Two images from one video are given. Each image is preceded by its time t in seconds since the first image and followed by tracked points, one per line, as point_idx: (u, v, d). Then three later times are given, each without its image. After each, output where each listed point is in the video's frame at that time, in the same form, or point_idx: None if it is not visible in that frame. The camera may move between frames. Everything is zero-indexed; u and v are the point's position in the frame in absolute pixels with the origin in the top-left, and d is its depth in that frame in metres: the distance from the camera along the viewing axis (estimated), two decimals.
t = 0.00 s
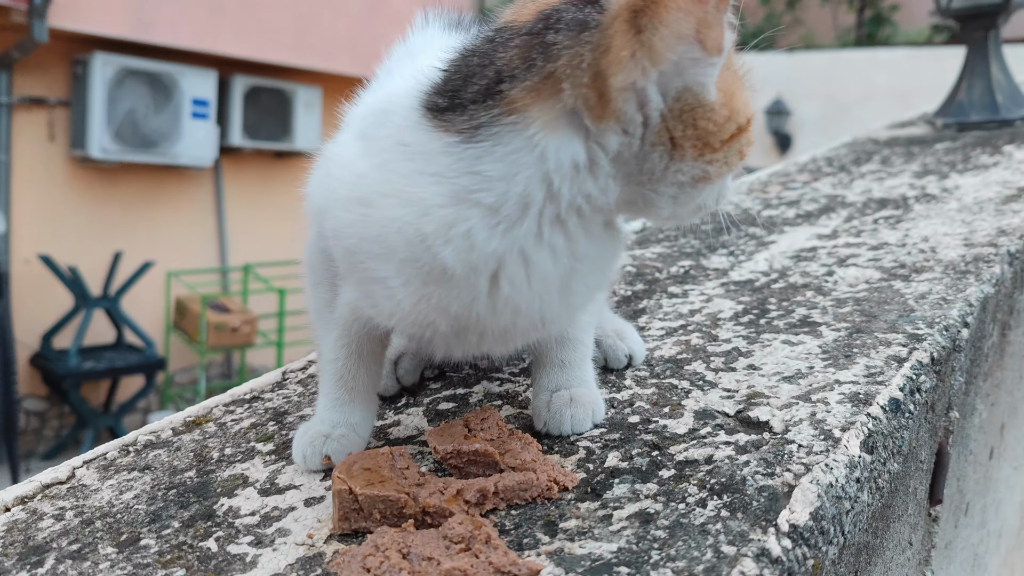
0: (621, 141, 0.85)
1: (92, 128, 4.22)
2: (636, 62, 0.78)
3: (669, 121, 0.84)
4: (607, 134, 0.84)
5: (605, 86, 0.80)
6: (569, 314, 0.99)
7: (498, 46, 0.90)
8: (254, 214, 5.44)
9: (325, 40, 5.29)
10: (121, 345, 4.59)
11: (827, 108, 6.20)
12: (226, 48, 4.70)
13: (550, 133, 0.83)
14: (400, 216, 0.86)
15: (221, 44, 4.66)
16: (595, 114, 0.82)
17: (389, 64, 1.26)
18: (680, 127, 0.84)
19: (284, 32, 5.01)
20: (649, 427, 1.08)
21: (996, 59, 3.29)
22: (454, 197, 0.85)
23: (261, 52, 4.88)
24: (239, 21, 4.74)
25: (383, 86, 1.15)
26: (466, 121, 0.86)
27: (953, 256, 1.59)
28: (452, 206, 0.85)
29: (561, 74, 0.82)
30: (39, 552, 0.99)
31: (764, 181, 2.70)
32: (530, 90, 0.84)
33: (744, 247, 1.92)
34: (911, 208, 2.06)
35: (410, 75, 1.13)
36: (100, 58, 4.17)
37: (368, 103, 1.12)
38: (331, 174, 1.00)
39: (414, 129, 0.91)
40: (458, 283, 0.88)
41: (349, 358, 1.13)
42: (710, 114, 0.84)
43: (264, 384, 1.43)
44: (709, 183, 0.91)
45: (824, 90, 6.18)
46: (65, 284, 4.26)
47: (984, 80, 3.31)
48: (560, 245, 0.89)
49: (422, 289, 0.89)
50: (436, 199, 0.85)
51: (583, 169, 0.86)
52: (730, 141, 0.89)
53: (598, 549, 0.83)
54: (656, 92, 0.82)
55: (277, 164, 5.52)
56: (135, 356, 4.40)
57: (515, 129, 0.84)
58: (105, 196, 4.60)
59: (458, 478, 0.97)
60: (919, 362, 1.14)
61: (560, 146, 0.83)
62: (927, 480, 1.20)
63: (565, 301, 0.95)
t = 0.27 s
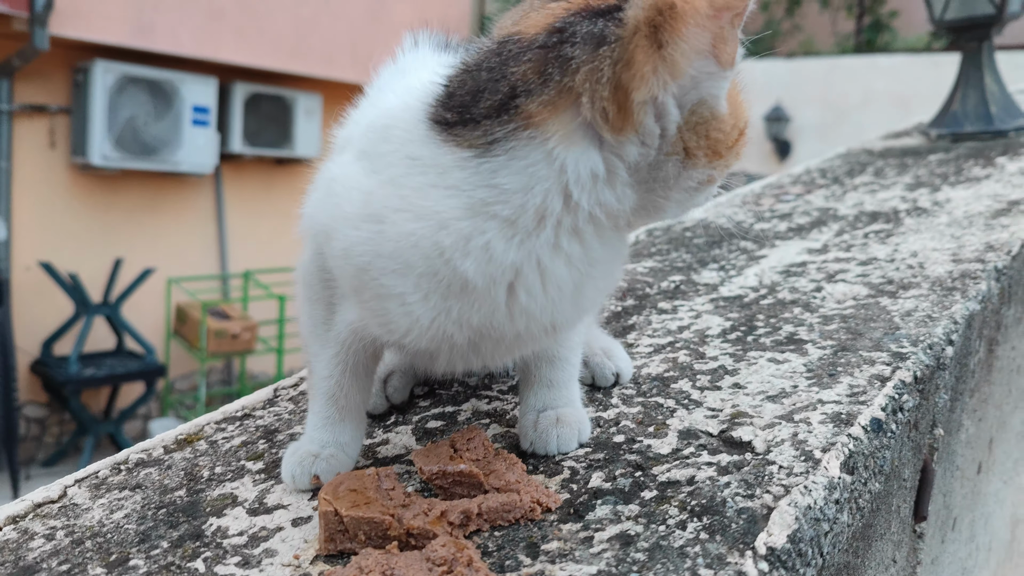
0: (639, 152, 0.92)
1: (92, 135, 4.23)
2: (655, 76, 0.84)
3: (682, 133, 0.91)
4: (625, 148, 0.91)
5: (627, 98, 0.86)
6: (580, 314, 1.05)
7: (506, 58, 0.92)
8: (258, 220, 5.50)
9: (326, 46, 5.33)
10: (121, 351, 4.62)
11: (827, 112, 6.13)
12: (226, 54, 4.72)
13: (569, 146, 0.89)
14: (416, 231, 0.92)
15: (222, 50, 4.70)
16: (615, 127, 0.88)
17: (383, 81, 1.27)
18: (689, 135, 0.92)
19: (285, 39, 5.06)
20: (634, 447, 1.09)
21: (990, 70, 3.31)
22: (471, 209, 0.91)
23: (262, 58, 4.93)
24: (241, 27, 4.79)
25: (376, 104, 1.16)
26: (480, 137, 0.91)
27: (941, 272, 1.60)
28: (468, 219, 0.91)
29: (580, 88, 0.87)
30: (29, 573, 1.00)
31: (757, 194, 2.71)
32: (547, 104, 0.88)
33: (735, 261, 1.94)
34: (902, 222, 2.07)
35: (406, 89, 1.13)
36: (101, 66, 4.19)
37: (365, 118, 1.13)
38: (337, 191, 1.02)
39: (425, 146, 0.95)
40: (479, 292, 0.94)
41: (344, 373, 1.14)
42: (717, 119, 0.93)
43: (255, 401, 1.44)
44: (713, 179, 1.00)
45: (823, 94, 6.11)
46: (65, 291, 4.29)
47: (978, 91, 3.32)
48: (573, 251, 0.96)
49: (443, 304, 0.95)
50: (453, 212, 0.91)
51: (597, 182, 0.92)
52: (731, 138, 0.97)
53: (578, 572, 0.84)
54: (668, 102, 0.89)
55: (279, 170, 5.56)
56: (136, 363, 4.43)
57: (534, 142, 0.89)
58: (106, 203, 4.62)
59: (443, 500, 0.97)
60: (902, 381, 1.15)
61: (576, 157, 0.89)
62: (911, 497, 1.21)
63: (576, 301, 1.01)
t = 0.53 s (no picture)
0: (630, 157, 0.94)
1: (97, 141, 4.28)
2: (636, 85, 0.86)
3: (672, 142, 0.93)
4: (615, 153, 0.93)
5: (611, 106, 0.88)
6: (580, 321, 1.05)
7: (504, 67, 0.96)
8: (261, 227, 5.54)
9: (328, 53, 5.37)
10: (124, 357, 4.65)
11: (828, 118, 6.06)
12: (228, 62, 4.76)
13: (563, 152, 0.91)
14: (419, 241, 0.92)
15: (224, 57, 4.74)
16: (604, 132, 0.90)
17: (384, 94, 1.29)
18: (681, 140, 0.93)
19: (287, 47, 5.09)
20: (616, 466, 1.11)
21: (984, 83, 3.33)
22: (472, 220, 0.92)
23: (264, 65, 4.97)
24: (243, 34, 4.83)
25: (373, 118, 1.18)
26: (478, 145, 0.94)
27: (926, 290, 1.62)
28: (472, 228, 0.92)
29: (570, 92, 0.89)
30: None
31: (751, 207, 2.73)
32: (540, 110, 0.91)
33: (725, 276, 1.96)
34: (891, 238, 2.09)
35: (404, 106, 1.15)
36: (105, 71, 4.25)
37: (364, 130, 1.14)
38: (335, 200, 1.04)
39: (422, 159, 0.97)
40: (484, 300, 0.94)
41: (336, 394, 1.16)
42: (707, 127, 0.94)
43: (249, 417, 1.47)
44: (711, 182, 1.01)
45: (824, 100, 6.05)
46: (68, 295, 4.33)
47: (972, 104, 3.34)
48: (574, 257, 0.97)
49: (447, 313, 0.95)
50: (455, 222, 0.92)
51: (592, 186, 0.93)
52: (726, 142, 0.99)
53: None
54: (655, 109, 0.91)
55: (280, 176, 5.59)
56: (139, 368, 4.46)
57: (530, 148, 0.91)
58: (109, 209, 4.66)
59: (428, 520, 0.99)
60: (881, 402, 1.17)
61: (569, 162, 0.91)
62: (891, 515, 1.23)
63: (576, 309, 1.02)
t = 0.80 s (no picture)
0: (606, 173, 0.98)
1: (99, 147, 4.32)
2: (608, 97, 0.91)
3: (645, 159, 0.97)
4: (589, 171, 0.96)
5: (586, 119, 0.93)
6: (569, 330, 1.08)
7: (487, 87, 1.01)
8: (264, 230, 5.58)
9: (331, 59, 5.41)
10: (126, 361, 4.69)
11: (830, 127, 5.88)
12: (232, 68, 4.81)
13: (543, 167, 0.95)
14: (409, 255, 0.95)
15: (228, 63, 4.79)
16: (581, 147, 0.94)
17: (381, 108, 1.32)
18: (656, 153, 0.97)
19: (290, 53, 5.14)
20: (606, 471, 1.14)
21: (979, 92, 3.36)
22: (460, 232, 0.95)
23: (267, 71, 5.02)
24: (247, 40, 4.88)
25: (370, 132, 1.21)
26: (462, 162, 0.97)
27: (915, 299, 1.65)
28: (458, 241, 0.95)
29: (548, 109, 0.94)
30: None
31: (747, 216, 2.76)
32: (522, 127, 0.95)
33: (719, 285, 1.99)
34: (883, 247, 2.12)
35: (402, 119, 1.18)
36: (109, 77, 4.30)
37: (362, 143, 1.18)
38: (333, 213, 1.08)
39: (415, 173, 1.01)
40: (473, 310, 0.97)
41: (334, 399, 1.19)
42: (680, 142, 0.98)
43: (248, 422, 1.50)
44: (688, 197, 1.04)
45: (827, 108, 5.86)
46: (71, 299, 4.36)
47: (968, 113, 3.37)
48: (559, 270, 1.00)
49: (438, 324, 0.98)
50: (443, 236, 0.95)
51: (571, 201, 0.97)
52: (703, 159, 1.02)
53: None
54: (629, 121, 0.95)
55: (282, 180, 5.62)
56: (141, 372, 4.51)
57: (512, 163, 0.95)
58: (113, 213, 4.71)
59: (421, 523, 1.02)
60: (865, 409, 1.20)
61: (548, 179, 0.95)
62: (876, 521, 1.26)
63: (563, 319, 1.05)
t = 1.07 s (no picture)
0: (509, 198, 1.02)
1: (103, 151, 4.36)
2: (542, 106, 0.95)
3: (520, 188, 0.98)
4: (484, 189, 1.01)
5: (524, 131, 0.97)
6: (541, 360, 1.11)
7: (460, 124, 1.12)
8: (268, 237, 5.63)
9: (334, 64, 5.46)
10: (128, 364, 4.73)
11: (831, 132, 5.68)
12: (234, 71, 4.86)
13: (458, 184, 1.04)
14: (388, 271, 1.02)
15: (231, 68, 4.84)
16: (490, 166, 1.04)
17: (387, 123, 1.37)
18: (596, 178, 0.95)
19: (293, 58, 5.19)
20: (597, 477, 1.17)
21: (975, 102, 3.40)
22: (425, 251, 1.01)
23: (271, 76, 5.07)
24: (250, 45, 4.93)
25: (379, 146, 1.28)
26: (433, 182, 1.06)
27: (904, 309, 1.68)
28: (425, 261, 1.01)
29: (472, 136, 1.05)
30: None
31: (743, 225, 2.79)
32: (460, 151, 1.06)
33: (713, 293, 2.02)
34: (875, 257, 2.15)
35: (408, 142, 1.23)
36: (112, 82, 4.33)
37: (368, 160, 1.23)
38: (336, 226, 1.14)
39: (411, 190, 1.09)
40: (446, 329, 1.02)
41: (335, 404, 1.22)
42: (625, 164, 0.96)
43: (250, 428, 1.53)
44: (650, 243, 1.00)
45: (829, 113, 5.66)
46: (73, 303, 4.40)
47: (963, 123, 3.40)
48: (510, 302, 1.03)
49: (416, 340, 1.04)
50: (415, 254, 1.01)
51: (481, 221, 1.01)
52: (660, 192, 0.99)
53: None
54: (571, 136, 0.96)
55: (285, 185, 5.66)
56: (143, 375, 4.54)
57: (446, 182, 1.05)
58: (116, 217, 4.75)
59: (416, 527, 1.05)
60: (850, 418, 1.23)
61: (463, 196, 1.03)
62: (862, 526, 1.29)
63: (534, 348, 1.09)
